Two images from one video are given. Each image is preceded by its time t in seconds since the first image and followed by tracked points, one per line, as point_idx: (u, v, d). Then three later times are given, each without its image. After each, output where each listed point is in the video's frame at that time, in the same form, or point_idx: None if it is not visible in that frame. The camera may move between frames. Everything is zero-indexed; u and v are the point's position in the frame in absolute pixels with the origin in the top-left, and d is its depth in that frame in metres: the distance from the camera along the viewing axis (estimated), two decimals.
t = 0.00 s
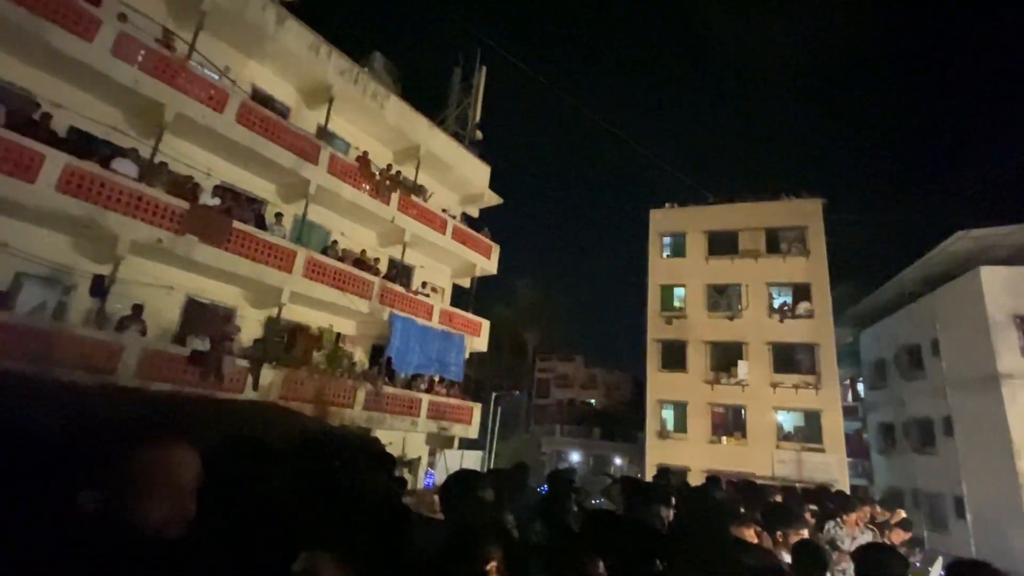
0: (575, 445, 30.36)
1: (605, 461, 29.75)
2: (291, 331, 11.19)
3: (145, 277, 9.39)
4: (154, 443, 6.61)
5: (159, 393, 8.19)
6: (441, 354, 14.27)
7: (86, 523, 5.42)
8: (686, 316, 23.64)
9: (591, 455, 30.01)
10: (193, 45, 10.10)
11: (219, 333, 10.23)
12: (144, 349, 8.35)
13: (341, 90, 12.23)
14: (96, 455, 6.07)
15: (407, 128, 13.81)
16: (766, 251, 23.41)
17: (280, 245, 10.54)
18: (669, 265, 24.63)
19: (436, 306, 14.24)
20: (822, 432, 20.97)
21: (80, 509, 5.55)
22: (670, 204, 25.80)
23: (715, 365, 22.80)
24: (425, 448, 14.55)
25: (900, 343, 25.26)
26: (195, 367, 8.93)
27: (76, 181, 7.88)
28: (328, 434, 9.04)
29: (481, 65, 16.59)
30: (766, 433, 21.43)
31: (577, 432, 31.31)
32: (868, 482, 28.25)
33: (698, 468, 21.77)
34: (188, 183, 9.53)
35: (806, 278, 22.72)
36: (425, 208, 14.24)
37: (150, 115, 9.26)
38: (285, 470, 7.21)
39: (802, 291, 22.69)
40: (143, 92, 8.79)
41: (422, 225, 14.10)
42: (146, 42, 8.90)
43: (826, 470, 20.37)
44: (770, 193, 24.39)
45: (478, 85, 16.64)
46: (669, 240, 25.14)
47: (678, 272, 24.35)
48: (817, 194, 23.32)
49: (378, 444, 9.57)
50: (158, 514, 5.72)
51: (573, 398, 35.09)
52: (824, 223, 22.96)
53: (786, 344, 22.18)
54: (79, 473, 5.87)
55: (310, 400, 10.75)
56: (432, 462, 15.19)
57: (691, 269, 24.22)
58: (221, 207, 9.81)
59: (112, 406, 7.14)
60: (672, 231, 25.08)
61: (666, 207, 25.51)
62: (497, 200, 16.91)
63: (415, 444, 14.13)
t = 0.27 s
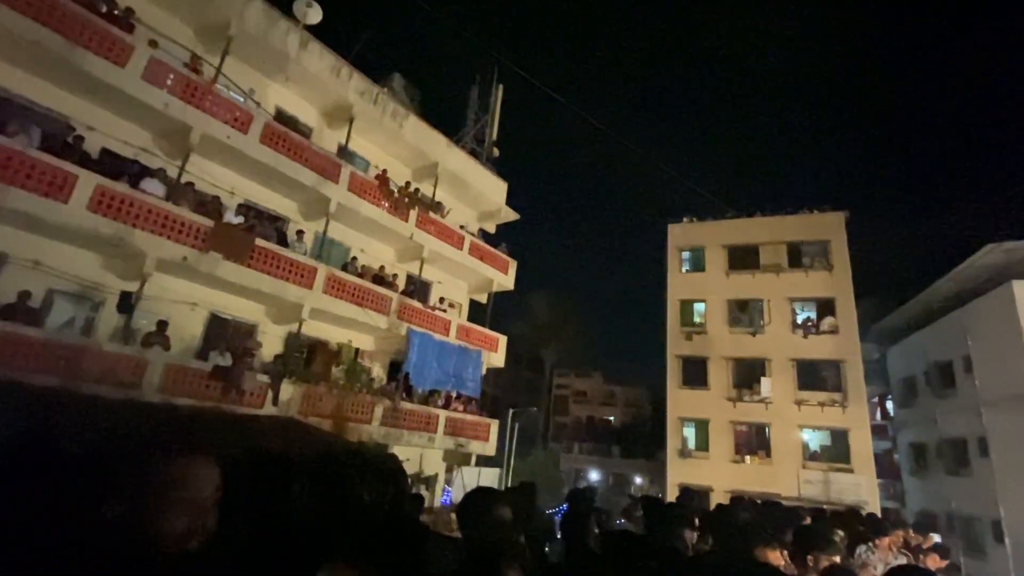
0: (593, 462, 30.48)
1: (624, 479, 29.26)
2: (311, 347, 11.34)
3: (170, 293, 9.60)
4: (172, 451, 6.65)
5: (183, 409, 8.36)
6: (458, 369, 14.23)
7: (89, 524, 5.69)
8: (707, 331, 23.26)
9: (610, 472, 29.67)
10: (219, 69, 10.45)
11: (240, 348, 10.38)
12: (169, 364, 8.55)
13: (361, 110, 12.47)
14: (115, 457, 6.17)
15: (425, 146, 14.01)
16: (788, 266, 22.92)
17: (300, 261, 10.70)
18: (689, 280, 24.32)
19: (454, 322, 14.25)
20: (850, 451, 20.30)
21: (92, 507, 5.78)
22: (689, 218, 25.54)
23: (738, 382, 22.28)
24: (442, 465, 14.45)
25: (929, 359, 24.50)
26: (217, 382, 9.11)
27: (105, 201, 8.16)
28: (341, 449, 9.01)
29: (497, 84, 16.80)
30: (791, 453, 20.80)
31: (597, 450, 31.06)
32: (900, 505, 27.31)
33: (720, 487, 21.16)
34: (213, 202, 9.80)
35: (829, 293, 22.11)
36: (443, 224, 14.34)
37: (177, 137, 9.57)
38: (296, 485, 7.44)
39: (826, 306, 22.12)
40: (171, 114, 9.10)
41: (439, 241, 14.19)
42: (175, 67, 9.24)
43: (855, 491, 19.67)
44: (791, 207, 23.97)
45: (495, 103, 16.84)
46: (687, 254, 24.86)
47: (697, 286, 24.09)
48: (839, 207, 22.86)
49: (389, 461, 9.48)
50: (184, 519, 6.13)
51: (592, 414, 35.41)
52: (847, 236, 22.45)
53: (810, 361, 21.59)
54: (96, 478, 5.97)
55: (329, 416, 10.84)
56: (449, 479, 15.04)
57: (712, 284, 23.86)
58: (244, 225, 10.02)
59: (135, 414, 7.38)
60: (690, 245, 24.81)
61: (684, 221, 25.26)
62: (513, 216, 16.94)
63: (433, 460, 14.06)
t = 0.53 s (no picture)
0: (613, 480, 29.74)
1: (645, 497, 28.47)
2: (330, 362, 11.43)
3: (194, 310, 9.81)
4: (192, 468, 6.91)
5: (204, 423, 8.51)
6: (476, 385, 14.15)
7: (87, 525, 5.91)
8: (728, 346, 22.81)
9: (630, 490, 28.99)
10: (244, 91, 10.77)
11: (261, 363, 10.51)
12: (192, 379, 8.73)
13: (380, 128, 12.69)
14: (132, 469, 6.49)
15: (442, 163, 14.17)
16: (810, 279, 22.45)
17: (320, 277, 10.84)
18: (708, 294, 23.97)
19: (471, 336, 14.24)
20: (878, 471, 19.67)
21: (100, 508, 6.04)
22: (707, 231, 25.25)
23: (760, 398, 21.73)
24: (459, 481, 14.34)
25: (961, 375, 23.73)
26: (238, 398, 9.27)
27: (134, 219, 8.43)
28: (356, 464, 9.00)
29: (514, 100, 16.97)
30: (818, 472, 20.17)
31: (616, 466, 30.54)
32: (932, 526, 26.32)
33: (745, 507, 20.55)
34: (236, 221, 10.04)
35: (853, 307, 21.59)
36: (460, 240, 14.42)
37: (203, 157, 9.85)
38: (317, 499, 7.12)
39: (850, 320, 21.58)
40: (197, 135, 9.38)
41: (457, 256, 14.25)
42: (202, 89, 9.54)
43: (885, 512, 19.04)
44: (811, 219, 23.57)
45: (511, 119, 17.00)
46: (706, 268, 24.52)
47: (716, 300, 23.72)
48: (863, 219, 22.41)
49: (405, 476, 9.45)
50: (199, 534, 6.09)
51: (610, 431, 35.25)
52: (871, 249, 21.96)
53: (835, 376, 21.07)
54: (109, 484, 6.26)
55: (347, 431, 10.89)
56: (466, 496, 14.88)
57: (732, 298, 23.49)
58: (267, 242, 10.22)
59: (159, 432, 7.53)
60: (709, 258, 24.47)
61: (702, 234, 24.97)
62: (530, 231, 16.95)
63: (450, 476, 13.98)
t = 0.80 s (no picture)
0: (632, 497, 29.44)
1: (665, 514, 28.18)
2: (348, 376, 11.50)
3: (215, 324, 9.98)
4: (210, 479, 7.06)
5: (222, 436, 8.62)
6: (492, 399, 14.06)
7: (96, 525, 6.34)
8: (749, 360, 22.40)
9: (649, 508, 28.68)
10: (265, 111, 11.05)
11: (279, 377, 10.62)
12: (213, 393, 8.89)
13: (397, 145, 12.88)
14: (152, 477, 6.79)
15: (458, 178, 14.30)
16: (833, 291, 22.02)
17: (339, 292, 10.96)
18: (727, 307, 23.65)
19: (487, 350, 14.19)
20: (909, 489, 18.97)
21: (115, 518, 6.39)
22: (726, 243, 24.98)
23: (784, 413, 21.22)
24: (476, 497, 14.22)
25: (993, 389, 22.92)
26: (257, 412, 9.39)
27: (159, 236, 8.65)
28: (369, 477, 8.99)
29: (529, 115, 17.09)
30: (846, 490, 19.52)
31: (634, 483, 30.25)
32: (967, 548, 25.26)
33: (769, 526, 19.95)
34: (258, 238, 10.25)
35: (878, 319, 21.04)
36: (476, 254, 14.46)
37: (226, 175, 10.10)
38: (331, 510, 7.15)
39: (875, 333, 21.05)
40: (220, 154, 9.63)
41: (473, 270, 14.29)
42: (225, 109, 9.82)
43: (916, 533, 18.32)
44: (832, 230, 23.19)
45: (527, 134, 17.11)
46: (724, 281, 24.26)
47: (736, 313, 23.39)
48: (885, 230, 21.99)
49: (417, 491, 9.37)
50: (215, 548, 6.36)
51: (629, 446, 33.95)
52: (895, 261, 21.48)
53: (861, 391, 20.45)
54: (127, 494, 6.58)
55: (364, 445, 10.94)
56: (483, 512, 14.72)
57: (752, 310, 23.12)
58: (286, 258, 10.39)
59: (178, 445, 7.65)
60: (728, 271, 24.22)
61: (720, 247, 24.74)
62: (546, 244, 16.92)
63: (466, 491, 13.89)
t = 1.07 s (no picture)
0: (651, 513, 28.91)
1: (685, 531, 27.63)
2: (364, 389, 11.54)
3: (234, 337, 10.12)
4: (229, 501, 7.10)
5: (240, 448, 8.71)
6: (507, 412, 13.99)
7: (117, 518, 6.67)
8: (769, 372, 21.98)
9: (670, 524, 27.87)
10: (285, 128, 11.29)
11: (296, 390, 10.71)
12: (231, 406, 8.99)
13: (413, 159, 13.04)
14: (173, 501, 6.84)
15: (473, 191, 14.39)
16: (855, 301, 21.59)
17: (355, 305, 11.06)
18: (746, 318, 23.28)
19: (502, 362, 14.15)
20: (939, 507, 18.36)
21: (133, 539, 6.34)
22: (743, 254, 24.67)
23: (807, 427, 20.73)
24: (492, 511, 14.09)
25: None
26: (274, 424, 9.47)
27: (181, 251, 8.84)
28: (382, 489, 8.97)
29: (543, 128, 17.19)
30: (872, 507, 18.93)
31: (653, 497, 29.35)
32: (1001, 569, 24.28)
33: (793, 544, 19.37)
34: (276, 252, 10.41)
35: (903, 330, 20.55)
36: (491, 266, 14.49)
37: (246, 191, 10.32)
38: (340, 514, 7.50)
39: (900, 344, 20.54)
40: (240, 170, 9.85)
41: (488, 282, 14.31)
42: (246, 127, 10.05)
43: (947, 551, 17.67)
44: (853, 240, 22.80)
45: (541, 147, 17.19)
46: (743, 292, 23.93)
47: (755, 324, 23.01)
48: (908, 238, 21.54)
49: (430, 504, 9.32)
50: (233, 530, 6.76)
51: (647, 460, 33.54)
52: (919, 270, 21.02)
53: (887, 404, 19.89)
54: (147, 518, 6.60)
55: (379, 457, 10.94)
56: (499, 527, 14.56)
57: (771, 322, 22.72)
58: (304, 271, 10.53)
59: (193, 465, 7.73)
60: (746, 282, 23.89)
61: (738, 257, 24.43)
62: (561, 256, 16.90)
63: (482, 506, 13.77)
